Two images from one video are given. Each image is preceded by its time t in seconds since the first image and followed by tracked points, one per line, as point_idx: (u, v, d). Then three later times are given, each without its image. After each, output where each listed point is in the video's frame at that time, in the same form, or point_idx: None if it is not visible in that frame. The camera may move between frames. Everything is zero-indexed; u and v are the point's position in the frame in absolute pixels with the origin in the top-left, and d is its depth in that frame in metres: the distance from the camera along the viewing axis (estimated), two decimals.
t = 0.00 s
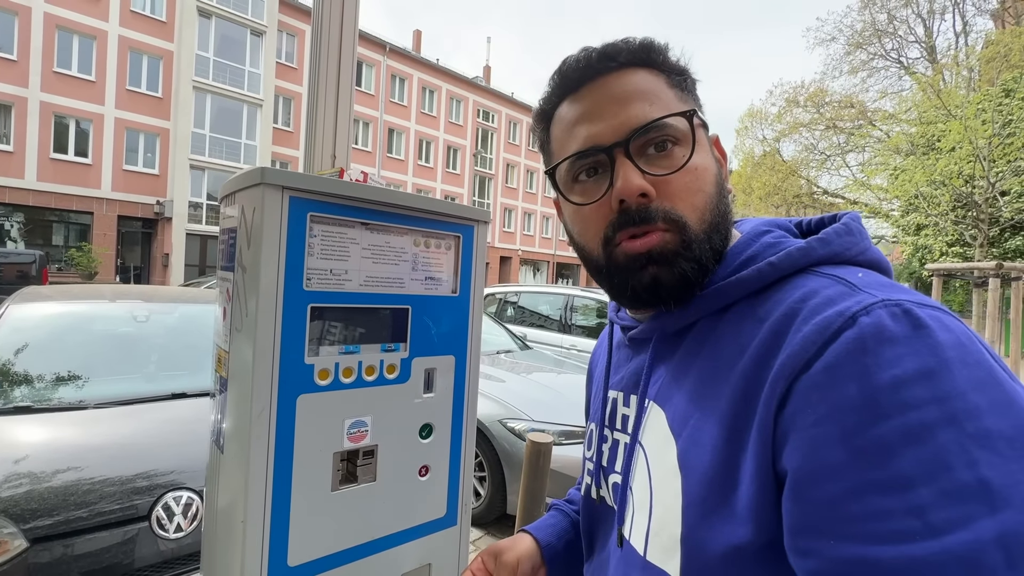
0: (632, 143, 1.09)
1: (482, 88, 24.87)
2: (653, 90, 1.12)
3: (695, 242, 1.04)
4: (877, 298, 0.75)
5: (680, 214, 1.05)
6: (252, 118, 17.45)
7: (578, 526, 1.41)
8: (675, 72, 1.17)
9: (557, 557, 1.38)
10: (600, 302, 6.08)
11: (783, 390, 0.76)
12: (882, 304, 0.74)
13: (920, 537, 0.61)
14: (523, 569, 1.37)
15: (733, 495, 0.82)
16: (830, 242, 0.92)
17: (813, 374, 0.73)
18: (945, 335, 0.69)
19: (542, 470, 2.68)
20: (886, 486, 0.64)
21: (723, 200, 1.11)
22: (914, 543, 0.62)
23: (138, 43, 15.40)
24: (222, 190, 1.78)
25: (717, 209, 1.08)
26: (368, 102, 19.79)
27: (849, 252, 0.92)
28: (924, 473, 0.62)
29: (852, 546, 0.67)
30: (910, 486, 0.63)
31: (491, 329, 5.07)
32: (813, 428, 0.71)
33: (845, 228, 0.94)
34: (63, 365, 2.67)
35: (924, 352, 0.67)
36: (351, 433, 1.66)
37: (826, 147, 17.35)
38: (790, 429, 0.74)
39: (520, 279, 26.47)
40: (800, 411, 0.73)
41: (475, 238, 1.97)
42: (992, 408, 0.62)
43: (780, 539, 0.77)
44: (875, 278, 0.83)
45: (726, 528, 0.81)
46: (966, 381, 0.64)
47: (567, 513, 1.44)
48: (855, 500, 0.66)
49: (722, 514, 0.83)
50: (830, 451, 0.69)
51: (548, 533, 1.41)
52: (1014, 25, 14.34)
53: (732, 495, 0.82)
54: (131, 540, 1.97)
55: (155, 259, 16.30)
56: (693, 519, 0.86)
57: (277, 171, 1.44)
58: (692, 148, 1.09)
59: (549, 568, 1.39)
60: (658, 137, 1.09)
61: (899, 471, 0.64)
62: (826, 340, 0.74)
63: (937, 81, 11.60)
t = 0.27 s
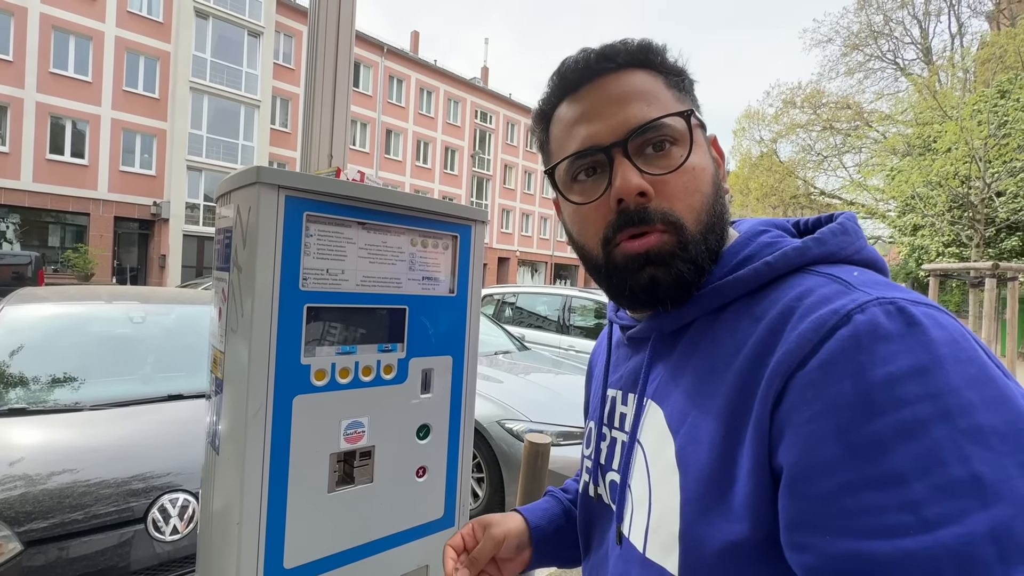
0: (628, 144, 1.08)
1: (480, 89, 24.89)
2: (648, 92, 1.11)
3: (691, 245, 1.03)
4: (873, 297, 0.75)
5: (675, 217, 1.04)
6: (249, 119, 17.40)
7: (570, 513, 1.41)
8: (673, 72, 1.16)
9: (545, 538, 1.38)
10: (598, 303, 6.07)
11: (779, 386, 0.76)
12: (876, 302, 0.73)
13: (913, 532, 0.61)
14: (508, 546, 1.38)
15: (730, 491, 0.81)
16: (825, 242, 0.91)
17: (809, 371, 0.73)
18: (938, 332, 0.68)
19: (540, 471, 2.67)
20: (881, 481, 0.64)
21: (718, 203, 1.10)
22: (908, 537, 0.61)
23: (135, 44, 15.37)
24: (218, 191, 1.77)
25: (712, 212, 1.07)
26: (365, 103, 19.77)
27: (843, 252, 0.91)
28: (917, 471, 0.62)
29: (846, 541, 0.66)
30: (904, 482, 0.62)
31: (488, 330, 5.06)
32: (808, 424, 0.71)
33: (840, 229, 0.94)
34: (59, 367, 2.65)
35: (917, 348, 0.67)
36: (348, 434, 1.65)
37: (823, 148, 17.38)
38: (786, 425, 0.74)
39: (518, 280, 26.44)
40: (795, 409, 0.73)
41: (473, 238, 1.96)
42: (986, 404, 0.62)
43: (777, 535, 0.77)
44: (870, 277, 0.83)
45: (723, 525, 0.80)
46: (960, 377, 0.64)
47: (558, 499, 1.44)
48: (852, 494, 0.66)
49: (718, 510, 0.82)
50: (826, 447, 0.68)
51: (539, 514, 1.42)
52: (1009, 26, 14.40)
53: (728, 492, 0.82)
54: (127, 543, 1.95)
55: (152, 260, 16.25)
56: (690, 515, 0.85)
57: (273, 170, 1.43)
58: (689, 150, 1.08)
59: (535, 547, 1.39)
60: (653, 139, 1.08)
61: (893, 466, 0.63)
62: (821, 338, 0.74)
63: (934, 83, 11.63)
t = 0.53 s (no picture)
0: (592, 168, 1.05)
1: (478, 90, 24.89)
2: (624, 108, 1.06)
3: (646, 271, 1.03)
4: (891, 298, 0.75)
5: (635, 243, 1.03)
6: (247, 120, 17.37)
7: (567, 500, 1.42)
8: (640, 75, 1.07)
9: (536, 519, 1.39)
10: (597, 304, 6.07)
11: (792, 387, 0.75)
12: (894, 303, 0.73)
13: (928, 539, 0.60)
14: (499, 520, 1.39)
15: (738, 491, 0.81)
16: (841, 242, 0.91)
17: (824, 371, 0.72)
18: (960, 335, 0.69)
19: (538, 471, 2.66)
20: (894, 486, 0.64)
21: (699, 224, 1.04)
22: (923, 544, 0.61)
23: (132, 45, 15.35)
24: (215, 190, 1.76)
25: (686, 236, 1.03)
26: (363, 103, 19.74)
27: (861, 252, 0.91)
28: (928, 476, 0.62)
29: (857, 546, 0.66)
30: (918, 487, 0.62)
31: (487, 330, 5.05)
32: (821, 424, 0.70)
33: (857, 229, 0.94)
34: (56, 368, 2.64)
35: (936, 352, 0.67)
36: (344, 435, 1.65)
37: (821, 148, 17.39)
38: (797, 425, 0.73)
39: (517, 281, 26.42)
40: (807, 410, 0.72)
41: (471, 238, 1.96)
42: (1006, 409, 0.62)
43: (785, 538, 0.77)
44: (888, 278, 0.83)
45: (730, 526, 0.81)
46: (982, 381, 0.64)
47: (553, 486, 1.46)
48: (864, 499, 0.66)
49: (726, 511, 0.82)
50: (838, 449, 0.68)
51: (533, 496, 1.44)
52: (1006, 26, 14.42)
53: (736, 493, 0.82)
54: (123, 545, 1.94)
55: (150, 261, 16.20)
56: (699, 514, 0.85)
57: (269, 170, 1.43)
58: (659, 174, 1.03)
59: (527, 526, 1.40)
60: (620, 162, 1.03)
61: (907, 470, 0.63)
62: (835, 339, 0.74)
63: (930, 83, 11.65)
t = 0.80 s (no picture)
0: (527, 213, 1.23)
1: (477, 90, 24.90)
2: (543, 159, 1.17)
3: (582, 300, 1.17)
4: (901, 310, 0.73)
5: (565, 277, 1.18)
6: (245, 120, 17.35)
7: (573, 495, 1.48)
8: (561, 119, 1.13)
9: (543, 508, 1.46)
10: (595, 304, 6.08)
11: (792, 406, 0.74)
12: (905, 317, 0.71)
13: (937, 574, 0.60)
14: (504, 506, 1.47)
15: (737, 510, 0.81)
16: (852, 246, 0.89)
17: (826, 392, 0.71)
18: (976, 352, 0.66)
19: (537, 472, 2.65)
20: (902, 518, 0.63)
21: (620, 261, 1.07)
22: None
23: (130, 45, 15.33)
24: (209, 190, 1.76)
25: (607, 273, 1.09)
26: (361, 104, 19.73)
27: (874, 255, 0.89)
28: (930, 486, 0.62)
29: None
30: (927, 520, 0.61)
31: (485, 331, 5.05)
32: (822, 450, 0.69)
33: (870, 230, 0.92)
34: (53, 370, 2.63)
35: (951, 373, 0.65)
36: (341, 436, 1.64)
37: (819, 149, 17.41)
38: (797, 449, 0.72)
39: (515, 281, 26.43)
40: (807, 431, 0.71)
41: (468, 239, 1.96)
42: None
43: (784, 559, 0.77)
44: (902, 285, 0.81)
45: (729, 544, 0.81)
46: (1000, 404, 0.62)
47: (560, 479, 1.52)
48: (867, 530, 0.65)
49: (726, 530, 0.82)
50: (840, 476, 0.67)
51: (541, 488, 1.51)
52: (1003, 27, 14.47)
53: (736, 510, 0.82)
54: (121, 546, 1.94)
55: (147, 261, 16.19)
56: (699, 531, 0.85)
57: (265, 171, 1.42)
58: (568, 219, 1.14)
59: (533, 511, 1.48)
60: (541, 208, 1.19)
61: (916, 501, 0.62)
62: (840, 356, 0.72)
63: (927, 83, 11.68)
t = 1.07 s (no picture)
0: (522, 219, 1.24)
1: (475, 91, 24.91)
2: (536, 165, 1.18)
3: (580, 305, 1.18)
4: (896, 317, 0.71)
5: (562, 282, 1.19)
6: (244, 121, 17.33)
7: (573, 481, 1.57)
8: (550, 126, 1.14)
9: (543, 491, 1.56)
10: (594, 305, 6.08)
11: (783, 417, 0.73)
12: (900, 324, 0.69)
13: None
14: (503, 480, 1.59)
15: (729, 523, 0.81)
16: (853, 247, 0.87)
17: (815, 404, 0.69)
18: (980, 363, 0.64)
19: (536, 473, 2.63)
20: (894, 538, 0.61)
21: (616, 264, 1.07)
22: None
23: (128, 45, 15.32)
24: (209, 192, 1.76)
25: (602, 278, 1.09)
26: (360, 104, 19.71)
27: (878, 256, 0.87)
28: (918, 495, 0.61)
29: None
30: (919, 542, 0.60)
31: (484, 332, 5.04)
32: (808, 465, 0.68)
33: (874, 228, 0.89)
34: (50, 371, 2.62)
35: (948, 388, 0.63)
36: (339, 437, 1.64)
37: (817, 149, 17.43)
38: (786, 462, 0.71)
39: (514, 281, 26.43)
40: (795, 442, 0.70)
41: (466, 240, 1.95)
42: None
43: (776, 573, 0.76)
44: (903, 289, 0.78)
45: (722, 559, 0.80)
46: (1003, 420, 0.60)
47: (565, 466, 1.62)
48: (858, 549, 0.64)
49: (717, 543, 0.81)
50: (829, 493, 0.66)
51: (545, 472, 1.61)
52: (1000, 28, 14.51)
53: (727, 522, 0.81)
54: (119, 547, 1.93)
55: (145, 262, 16.15)
56: (692, 544, 0.85)
57: (261, 171, 1.42)
58: (561, 223, 1.14)
59: (531, 494, 1.58)
60: (535, 214, 1.20)
61: (904, 521, 0.61)
62: (829, 367, 0.71)
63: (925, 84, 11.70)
